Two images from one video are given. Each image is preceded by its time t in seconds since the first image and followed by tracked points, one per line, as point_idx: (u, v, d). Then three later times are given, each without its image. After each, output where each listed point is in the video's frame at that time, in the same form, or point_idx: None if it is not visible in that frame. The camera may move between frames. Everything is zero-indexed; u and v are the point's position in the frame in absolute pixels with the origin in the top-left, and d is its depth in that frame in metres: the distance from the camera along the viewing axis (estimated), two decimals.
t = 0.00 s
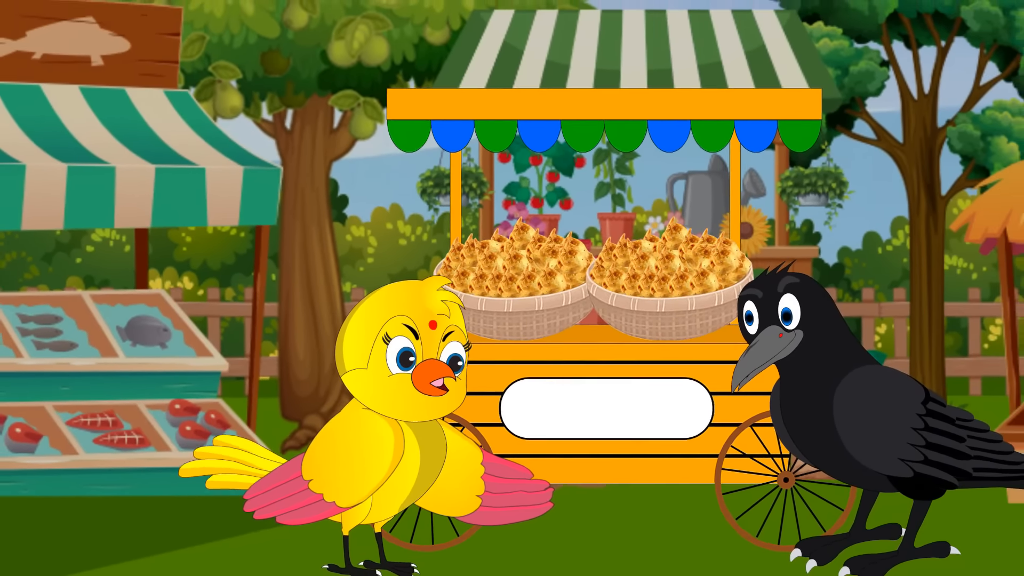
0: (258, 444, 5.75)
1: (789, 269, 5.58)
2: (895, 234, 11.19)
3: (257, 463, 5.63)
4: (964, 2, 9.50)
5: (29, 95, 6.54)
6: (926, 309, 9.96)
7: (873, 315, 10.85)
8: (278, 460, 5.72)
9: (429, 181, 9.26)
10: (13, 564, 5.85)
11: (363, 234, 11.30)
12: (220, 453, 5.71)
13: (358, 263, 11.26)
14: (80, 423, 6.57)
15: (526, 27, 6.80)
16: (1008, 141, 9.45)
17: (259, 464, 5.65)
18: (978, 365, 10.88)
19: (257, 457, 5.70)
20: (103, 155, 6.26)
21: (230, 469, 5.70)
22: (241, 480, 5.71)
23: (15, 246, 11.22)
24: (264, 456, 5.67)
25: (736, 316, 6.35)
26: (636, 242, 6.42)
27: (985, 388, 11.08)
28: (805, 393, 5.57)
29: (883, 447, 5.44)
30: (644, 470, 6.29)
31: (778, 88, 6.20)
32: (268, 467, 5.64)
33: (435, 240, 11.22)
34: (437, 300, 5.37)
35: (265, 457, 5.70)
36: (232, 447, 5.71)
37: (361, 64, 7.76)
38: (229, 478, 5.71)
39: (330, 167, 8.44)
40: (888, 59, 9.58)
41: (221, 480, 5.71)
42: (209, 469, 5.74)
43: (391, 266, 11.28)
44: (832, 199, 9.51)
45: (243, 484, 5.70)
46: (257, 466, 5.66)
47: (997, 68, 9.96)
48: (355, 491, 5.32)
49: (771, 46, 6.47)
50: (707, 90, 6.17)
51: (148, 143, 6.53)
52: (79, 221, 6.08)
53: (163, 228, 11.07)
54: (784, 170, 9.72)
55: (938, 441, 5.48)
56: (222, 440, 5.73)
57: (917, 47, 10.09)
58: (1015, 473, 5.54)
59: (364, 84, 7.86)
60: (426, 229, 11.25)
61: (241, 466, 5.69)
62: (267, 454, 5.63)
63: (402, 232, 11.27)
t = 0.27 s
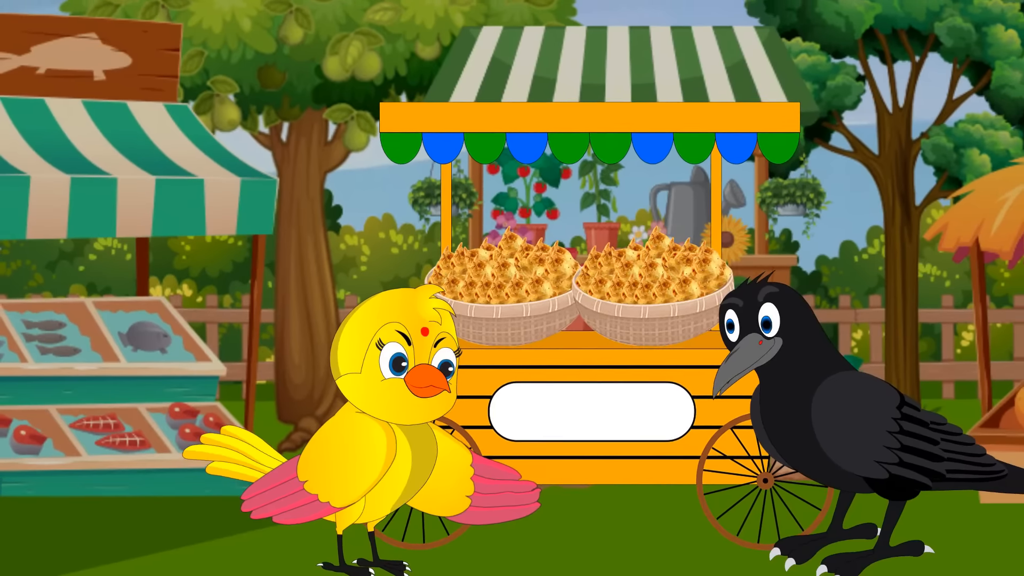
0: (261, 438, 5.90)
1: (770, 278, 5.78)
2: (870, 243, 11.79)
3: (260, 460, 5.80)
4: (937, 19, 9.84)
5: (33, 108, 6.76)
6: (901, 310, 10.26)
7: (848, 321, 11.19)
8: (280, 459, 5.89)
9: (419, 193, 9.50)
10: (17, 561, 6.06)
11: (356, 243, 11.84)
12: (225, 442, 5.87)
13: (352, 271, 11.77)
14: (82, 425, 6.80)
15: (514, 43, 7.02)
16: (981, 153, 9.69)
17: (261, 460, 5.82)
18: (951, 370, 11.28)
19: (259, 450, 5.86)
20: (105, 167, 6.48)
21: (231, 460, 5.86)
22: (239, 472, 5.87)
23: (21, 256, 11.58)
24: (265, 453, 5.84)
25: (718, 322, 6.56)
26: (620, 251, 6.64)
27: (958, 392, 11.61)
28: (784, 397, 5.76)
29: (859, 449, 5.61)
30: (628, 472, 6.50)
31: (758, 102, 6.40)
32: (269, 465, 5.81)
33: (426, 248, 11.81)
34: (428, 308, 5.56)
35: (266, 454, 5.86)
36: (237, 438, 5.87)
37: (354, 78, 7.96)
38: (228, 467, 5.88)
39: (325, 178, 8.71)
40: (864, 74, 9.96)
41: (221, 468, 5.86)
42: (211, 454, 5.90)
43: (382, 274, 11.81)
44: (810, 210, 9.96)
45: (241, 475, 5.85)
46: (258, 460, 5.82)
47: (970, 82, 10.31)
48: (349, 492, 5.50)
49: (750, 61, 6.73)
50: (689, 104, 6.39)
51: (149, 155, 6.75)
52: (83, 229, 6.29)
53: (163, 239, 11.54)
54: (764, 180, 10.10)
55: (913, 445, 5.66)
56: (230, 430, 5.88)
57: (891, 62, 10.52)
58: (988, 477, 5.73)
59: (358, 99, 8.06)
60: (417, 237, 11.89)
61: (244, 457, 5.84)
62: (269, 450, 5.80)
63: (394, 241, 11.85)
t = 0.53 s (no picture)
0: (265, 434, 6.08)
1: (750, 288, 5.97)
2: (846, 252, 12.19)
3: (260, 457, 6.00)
4: (910, 36, 10.33)
5: (37, 121, 6.98)
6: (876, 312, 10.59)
7: (825, 327, 11.56)
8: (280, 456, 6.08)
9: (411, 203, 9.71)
10: (23, 559, 6.30)
11: (350, 252, 12.25)
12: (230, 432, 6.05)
13: (345, 279, 12.18)
14: (85, 428, 7.10)
15: (502, 59, 7.26)
16: (953, 165, 10.04)
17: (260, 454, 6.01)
18: (924, 374, 11.67)
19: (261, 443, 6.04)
20: (107, 178, 6.70)
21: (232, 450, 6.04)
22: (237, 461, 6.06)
23: (27, 264, 12.10)
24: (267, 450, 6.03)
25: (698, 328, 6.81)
26: (605, 259, 6.88)
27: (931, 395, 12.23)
28: (763, 401, 5.98)
29: (836, 451, 5.82)
30: (612, 473, 6.74)
31: (736, 115, 6.64)
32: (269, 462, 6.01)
33: (417, 257, 12.19)
34: (419, 314, 5.74)
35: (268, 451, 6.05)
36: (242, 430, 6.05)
37: (348, 93, 8.25)
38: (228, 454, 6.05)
39: (320, 189, 8.99)
40: (840, 88, 10.27)
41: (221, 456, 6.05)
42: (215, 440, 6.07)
43: (375, 282, 12.18)
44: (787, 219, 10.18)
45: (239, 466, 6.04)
46: (259, 455, 6.01)
47: (940, 96, 10.80)
48: (342, 492, 5.70)
49: (730, 76, 6.96)
50: (670, 118, 6.63)
51: (150, 167, 6.99)
52: (85, 238, 6.52)
53: (163, 248, 11.97)
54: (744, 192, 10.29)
55: (888, 448, 5.87)
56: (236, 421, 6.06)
57: (868, 77, 11.01)
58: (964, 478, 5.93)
59: (351, 112, 8.35)
60: (408, 247, 12.27)
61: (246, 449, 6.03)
62: (270, 446, 5.98)
63: (386, 250, 12.24)
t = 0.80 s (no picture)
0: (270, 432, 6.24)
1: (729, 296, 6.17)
2: (821, 260, 12.44)
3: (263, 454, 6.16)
4: (884, 52, 10.57)
5: (42, 134, 7.22)
6: (849, 326, 10.85)
7: (802, 334, 12.00)
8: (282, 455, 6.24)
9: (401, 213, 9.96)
10: (34, 555, 6.56)
11: (343, 261, 12.57)
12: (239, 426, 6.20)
13: (338, 287, 12.50)
14: (88, 430, 7.35)
15: (489, 75, 7.52)
16: (924, 177, 10.40)
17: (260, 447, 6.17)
18: (896, 379, 12.11)
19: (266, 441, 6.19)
20: (109, 190, 6.95)
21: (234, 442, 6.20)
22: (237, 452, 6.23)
23: (32, 272, 12.32)
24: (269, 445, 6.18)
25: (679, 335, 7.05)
26: (589, 268, 7.07)
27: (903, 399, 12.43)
28: (742, 406, 6.18)
29: (811, 453, 6.03)
30: (597, 474, 6.98)
31: (717, 129, 6.87)
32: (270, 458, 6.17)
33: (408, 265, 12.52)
34: (406, 320, 5.99)
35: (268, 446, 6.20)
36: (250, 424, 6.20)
37: (341, 108, 8.52)
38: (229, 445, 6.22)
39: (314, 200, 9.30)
40: (816, 102, 10.49)
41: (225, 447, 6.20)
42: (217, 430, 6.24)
43: (368, 290, 12.49)
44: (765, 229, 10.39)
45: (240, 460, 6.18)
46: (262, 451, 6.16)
47: (914, 110, 11.07)
48: (335, 493, 5.90)
49: (710, 92, 7.22)
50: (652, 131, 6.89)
51: (150, 179, 7.25)
52: (88, 247, 6.77)
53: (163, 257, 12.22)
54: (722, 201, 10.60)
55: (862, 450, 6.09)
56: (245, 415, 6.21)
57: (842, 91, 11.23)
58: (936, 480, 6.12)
59: (344, 126, 8.64)
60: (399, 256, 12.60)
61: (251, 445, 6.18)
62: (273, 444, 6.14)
63: (378, 258, 12.58)
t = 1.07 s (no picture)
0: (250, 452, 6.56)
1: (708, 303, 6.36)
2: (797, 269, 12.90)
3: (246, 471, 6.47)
4: (858, 68, 10.89)
5: (47, 148, 7.49)
6: (825, 331, 11.20)
7: (779, 340, 12.21)
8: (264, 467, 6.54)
9: (394, 224, 10.29)
10: (39, 553, 6.83)
11: (336, 270, 12.96)
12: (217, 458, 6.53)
13: (332, 295, 12.88)
14: (91, 433, 7.59)
15: (478, 90, 7.81)
16: (896, 189, 10.75)
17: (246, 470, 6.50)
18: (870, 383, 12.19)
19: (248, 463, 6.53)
20: (111, 202, 7.23)
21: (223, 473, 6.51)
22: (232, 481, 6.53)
23: (37, 281, 12.81)
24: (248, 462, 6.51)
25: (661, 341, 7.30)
26: (573, 276, 7.39)
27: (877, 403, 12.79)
28: (721, 410, 6.37)
29: (788, 455, 6.22)
30: (581, 475, 7.24)
31: (696, 142, 7.17)
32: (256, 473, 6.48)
33: (399, 274, 12.93)
34: (394, 325, 6.20)
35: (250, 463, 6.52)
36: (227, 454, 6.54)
37: (335, 123, 8.87)
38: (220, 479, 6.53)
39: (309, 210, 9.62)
40: (793, 117, 10.81)
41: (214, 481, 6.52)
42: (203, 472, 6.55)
43: (361, 298, 12.89)
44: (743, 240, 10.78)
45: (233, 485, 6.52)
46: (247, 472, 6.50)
47: (886, 125, 11.37)
48: (329, 492, 6.13)
49: (690, 106, 7.50)
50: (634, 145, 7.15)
51: (150, 191, 7.55)
52: (91, 256, 7.05)
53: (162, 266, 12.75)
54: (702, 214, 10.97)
55: (837, 452, 6.29)
56: (217, 447, 6.55)
57: (817, 106, 11.51)
58: (908, 481, 6.32)
59: (337, 140, 8.96)
60: (391, 264, 12.99)
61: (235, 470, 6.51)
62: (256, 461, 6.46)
63: (370, 267, 12.98)
